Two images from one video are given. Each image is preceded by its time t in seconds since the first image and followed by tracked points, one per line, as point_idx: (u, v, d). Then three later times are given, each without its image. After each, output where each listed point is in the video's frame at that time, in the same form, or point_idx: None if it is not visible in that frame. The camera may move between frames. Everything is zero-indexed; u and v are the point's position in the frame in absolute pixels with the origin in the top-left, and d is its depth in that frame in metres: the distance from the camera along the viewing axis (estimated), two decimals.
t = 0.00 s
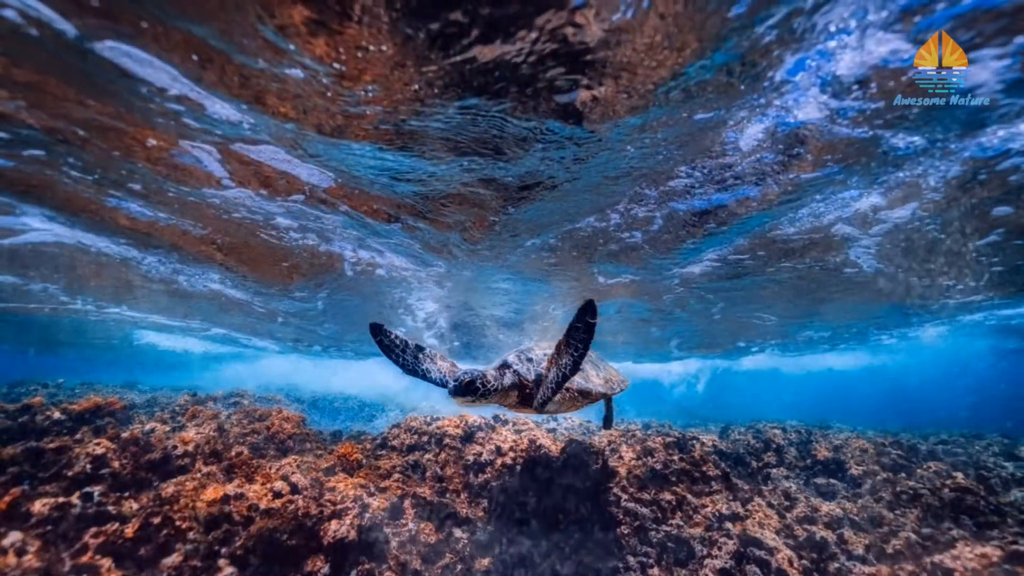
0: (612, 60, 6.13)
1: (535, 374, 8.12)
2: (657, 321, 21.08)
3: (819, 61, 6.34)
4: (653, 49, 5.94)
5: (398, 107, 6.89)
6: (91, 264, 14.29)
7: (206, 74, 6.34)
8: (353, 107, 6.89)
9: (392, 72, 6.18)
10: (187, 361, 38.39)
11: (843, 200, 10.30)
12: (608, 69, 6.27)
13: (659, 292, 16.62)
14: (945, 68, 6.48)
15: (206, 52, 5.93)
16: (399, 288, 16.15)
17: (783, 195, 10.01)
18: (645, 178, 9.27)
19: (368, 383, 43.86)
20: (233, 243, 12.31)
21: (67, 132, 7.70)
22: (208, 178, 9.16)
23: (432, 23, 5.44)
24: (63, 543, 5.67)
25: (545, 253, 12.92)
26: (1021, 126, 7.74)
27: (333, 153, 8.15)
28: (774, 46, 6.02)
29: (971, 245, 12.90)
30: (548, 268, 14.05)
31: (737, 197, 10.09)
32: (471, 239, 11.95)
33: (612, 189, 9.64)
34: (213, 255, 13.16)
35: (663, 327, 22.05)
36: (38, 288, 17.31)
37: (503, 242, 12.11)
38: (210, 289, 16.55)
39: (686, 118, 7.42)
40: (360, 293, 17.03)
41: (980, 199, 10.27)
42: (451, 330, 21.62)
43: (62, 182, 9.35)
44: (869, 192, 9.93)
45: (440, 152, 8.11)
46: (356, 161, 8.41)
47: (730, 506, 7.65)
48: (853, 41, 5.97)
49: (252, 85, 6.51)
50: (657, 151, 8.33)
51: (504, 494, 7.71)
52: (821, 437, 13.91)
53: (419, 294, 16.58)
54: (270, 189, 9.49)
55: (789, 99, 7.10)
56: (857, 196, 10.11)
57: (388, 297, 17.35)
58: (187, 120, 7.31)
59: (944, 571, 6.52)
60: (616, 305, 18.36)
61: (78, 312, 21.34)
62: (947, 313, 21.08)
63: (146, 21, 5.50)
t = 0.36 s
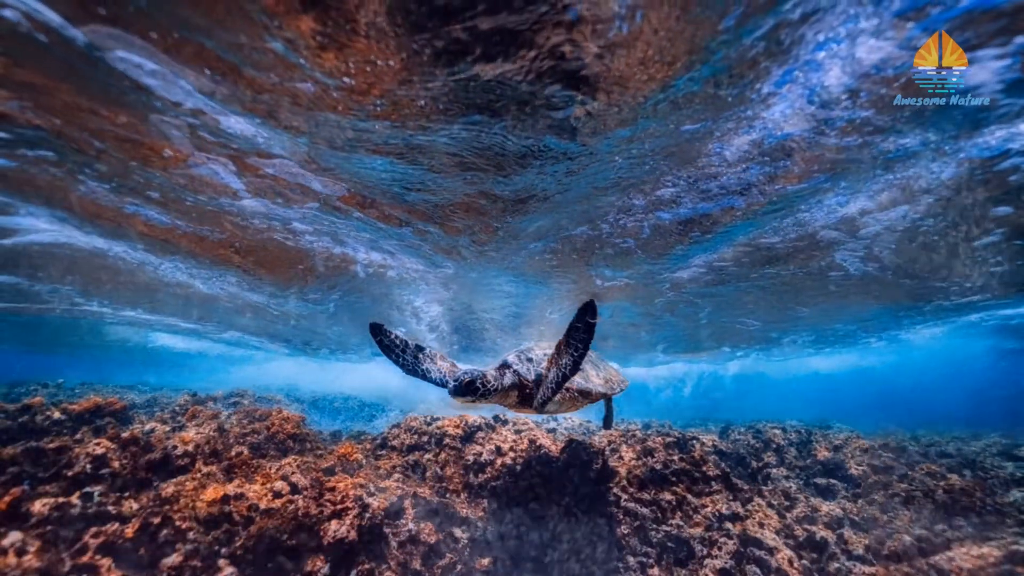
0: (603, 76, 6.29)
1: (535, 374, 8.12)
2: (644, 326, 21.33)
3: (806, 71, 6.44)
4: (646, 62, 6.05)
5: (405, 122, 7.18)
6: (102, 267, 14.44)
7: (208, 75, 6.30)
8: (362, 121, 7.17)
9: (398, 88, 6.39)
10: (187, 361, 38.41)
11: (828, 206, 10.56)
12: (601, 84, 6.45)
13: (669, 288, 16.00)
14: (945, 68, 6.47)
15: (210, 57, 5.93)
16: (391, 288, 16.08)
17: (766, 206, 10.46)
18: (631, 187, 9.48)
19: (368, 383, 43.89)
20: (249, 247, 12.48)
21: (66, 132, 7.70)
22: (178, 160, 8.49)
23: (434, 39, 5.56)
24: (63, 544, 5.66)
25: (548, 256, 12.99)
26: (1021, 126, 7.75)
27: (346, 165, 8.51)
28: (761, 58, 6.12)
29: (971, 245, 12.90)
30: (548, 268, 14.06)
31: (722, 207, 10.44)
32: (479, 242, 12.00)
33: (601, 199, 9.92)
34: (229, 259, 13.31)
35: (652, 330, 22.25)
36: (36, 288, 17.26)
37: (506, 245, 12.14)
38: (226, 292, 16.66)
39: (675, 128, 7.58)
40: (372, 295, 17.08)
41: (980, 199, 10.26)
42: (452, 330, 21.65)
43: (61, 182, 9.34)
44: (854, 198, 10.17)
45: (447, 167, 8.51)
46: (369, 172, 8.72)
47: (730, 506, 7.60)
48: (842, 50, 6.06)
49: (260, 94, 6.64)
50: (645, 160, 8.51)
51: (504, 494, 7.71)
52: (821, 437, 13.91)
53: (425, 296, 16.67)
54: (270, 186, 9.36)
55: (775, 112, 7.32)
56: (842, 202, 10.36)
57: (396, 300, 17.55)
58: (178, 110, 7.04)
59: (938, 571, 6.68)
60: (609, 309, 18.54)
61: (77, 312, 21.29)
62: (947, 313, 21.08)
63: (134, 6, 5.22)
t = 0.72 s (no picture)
0: (617, 46, 6.07)
1: (535, 374, 8.13)
2: (668, 316, 20.94)
3: (829, 53, 6.31)
4: (660, 35, 5.90)
5: (391, 95, 6.85)
6: (79, 262, 14.20)
7: (205, 71, 6.36)
8: (344, 95, 6.84)
9: (385, 58, 6.14)
10: (187, 361, 38.47)
11: (854, 194, 10.23)
12: (613, 55, 6.24)
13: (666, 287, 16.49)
14: (945, 68, 6.51)
15: (196, 40, 5.88)
16: (403, 289, 16.24)
17: (794, 185, 9.85)
18: (656, 168, 9.19)
19: (368, 383, 43.92)
20: (216, 238, 12.30)
21: (68, 132, 7.77)
22: (188, 164, 8.83)
23: (433, 10, 5.46)
24: (64, 543, 5.68)
25: (543, 252, 12.95)
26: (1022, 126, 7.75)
27: (324, 140, 8.04)
28: (785, 35, 5.97)
29: (971, 245, 12.93)
30: (548, 267, 14.07)
31: (750, 188, 9.93)
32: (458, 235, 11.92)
33: (622, 179, 9.58)
34: (196, 251, 13.14)
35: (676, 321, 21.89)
36: (38, 288, 17.32)
37: (498, 239, 12.11)
38: (194, 286, 16.53)
39: (698, 106, 7.36)
40: (346, 292, 17.02)
41: (981, 199, 10.27)
42: (451, 330, 21.70)
43: (60, 181, 9.36)
44: (879, 188, 9.93)
45: (433, 139, 7.99)
46: (347, 149, 8.29)
47: (730, 506, 7.59)
48: (861, 33, 5.96)
49: (240, 71, 6.42)
50: (670, 140, 8.26)
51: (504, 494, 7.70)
52: (821, 437, 13.92)
53: (411, 292, 16.58)
54: (286, 200, 10.29)
55: (800, 90, 7.02)
56: (867, 191, 10.07)
57: (380, 295, 17.33)
58: (189, 119, 7.50)
59: (948, 570, 6.64)
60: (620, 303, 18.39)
61: (78, 313, 21.36)
62: (947, 312, 21.10)
63: (142, 15, 5.53)
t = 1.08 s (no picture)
0: (609, 63, 6.13)
1: (535, 374, 8.16)
2: (656, 322, 21.05)
3: (817, 63, 6.35)
4: (652, 51, 5.96)
5: (400, 110, 6.94)
6: (95, 265, 14.30)
7: (203, 72, 6.30)
8: (354, 110, 6.94)
9: (393, 75, 6.22)
10: (186, 361, 38.48)
11: (839, 202, 10.37)
12: (606, 72, 6.29)
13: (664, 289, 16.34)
14: (945, 68, 6.49)
15: (202, 48, 5.84)
16: (386, 287, 16.14)
17: (779, 198, 10.15)
18: (642, 179, 9.26)
19: (368, 383, 43.93)
20: (235, 244, 12.36)
21: (65, 131, 7.70)
22: (184, 163, 8.67)
23: (433, 26, 5.45)
24: (63, 544, 5.58)
25: (546, 254, 12.95)
26: (1021, 126, 7.74)
27: (335, 155, 8.23)
28: (771, 48, 6.03)
29: (971, 245, 12.91)
30: (548, 267, 14.06)
31: (734, 200, 10.18)
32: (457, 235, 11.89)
33: (609, 191, 9.68)
34: (216, 256, 13.20)
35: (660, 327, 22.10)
36: (39, 288, 17.29)
37: (503, 243, 12.16)
38: (212, 290, 16.61)
39: (683, 120, 7.45)
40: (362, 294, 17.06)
41: (980, 199, 10.27)
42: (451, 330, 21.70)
43: (60, 181, 9.34)
44: (865, 193, 9.97)
45: (442, 155, 8.18)
46: (358, 164, 8.47)
47: (730, 506, 7.55)
48: (851, 42, 5.98)
49: (254, 87, 6.54)
50: (654, 152, 8.34)
51: (503, 494, 7.71)
52: (821, 437, 13.91)
53: (421, 295, 16.66)
54: (306, 211, 10.55)
55: (786, 102, 7.16)
56: (853, 197, 10.17)
57: (390, 298, 17.41)
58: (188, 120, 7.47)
59: (943, 570, 6.65)
60: (614, 306, 18.36)
61: (78, 312, 21.33)
62: (947, 312, 21.11)
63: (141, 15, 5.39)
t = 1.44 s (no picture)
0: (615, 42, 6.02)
1: (534, 374, 8.16)
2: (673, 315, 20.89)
3: (834, 46, 6.18)
4: (666, 26, 5.76)
5: (385, 84, 6.66)
6: (68, 260, 14.10)
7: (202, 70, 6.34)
8: (334, 82, 6.64)
9: (379, 47, 5.98)
10: (188, 361, 38.57)
11: (865, 192, 10.12)
12: (616, 48, 6.11)
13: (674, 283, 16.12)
14: (945, 68, 6.53)
15: (213, 61, 6.27)
16: (395, 288, 16.27)
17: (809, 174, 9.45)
18: (668, 159, 8.90)
19: (368, 383, 43.98)
20: (202, 233, 12.11)
21: (66, 130, 7.76)
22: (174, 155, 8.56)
23: None
24: (63, 544, 5.54)
25: (544, 252, 13.01)
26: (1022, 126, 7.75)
27: (314, 129, 7.81)
28: (795, 27, 5.81)
29: (971, 245, 12.92)
30: (548, 267, 14.08)
31: (761, 178, 9.60)
32: (456, 233, 11.88)
33: (635, 171, 9.26)
34: (184, 246, 12.97)
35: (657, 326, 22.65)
36: (39, 288, 17.33)
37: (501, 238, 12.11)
38: (182, 283, 16.40)
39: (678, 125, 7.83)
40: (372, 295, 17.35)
41: (980, 198, 10.27)
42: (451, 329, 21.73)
43: (59, 180, 9.34)
44: (873, 189, 9.99)
45: (428, 126, 7.70)
46: (337, 138, 8.03)
47: (730, 506, 7.64)
48: (868, 26, 5.85)
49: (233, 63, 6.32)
50: (680, 131, 8.03)
51: (503, 494, 7.70)
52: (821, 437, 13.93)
53: (429, 297, 16.99)
54: (276, 190, 9.94)
55: (770, 116, 7.64)
56: (877, 188, 9.95)
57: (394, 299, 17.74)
58: (185, 115, 7.44)
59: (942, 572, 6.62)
60: (624, 301, 18.20)
61: (78, 312, 21.38)
62: (947, 312, 21.13)
63: (137, 8, 5.45)
